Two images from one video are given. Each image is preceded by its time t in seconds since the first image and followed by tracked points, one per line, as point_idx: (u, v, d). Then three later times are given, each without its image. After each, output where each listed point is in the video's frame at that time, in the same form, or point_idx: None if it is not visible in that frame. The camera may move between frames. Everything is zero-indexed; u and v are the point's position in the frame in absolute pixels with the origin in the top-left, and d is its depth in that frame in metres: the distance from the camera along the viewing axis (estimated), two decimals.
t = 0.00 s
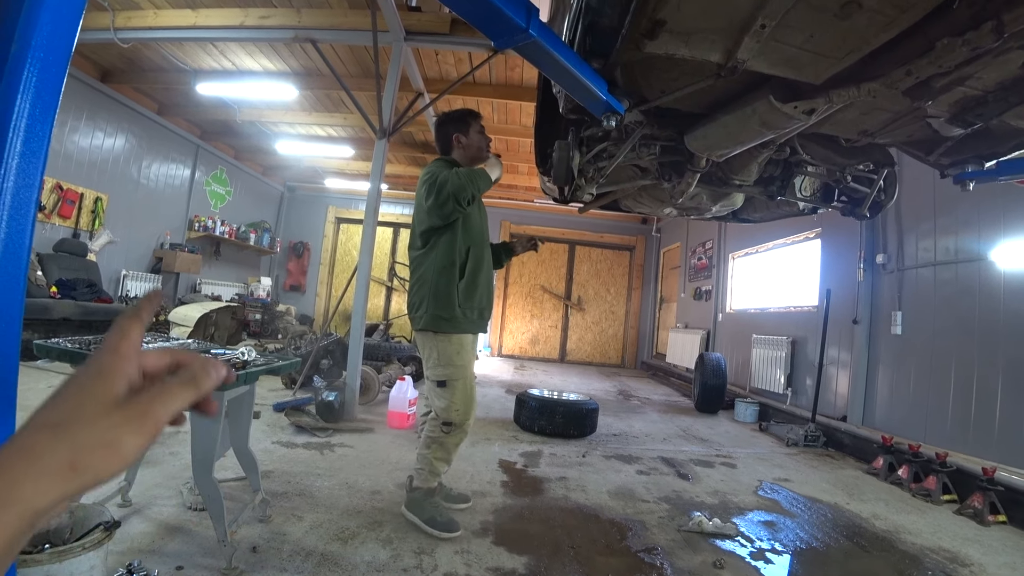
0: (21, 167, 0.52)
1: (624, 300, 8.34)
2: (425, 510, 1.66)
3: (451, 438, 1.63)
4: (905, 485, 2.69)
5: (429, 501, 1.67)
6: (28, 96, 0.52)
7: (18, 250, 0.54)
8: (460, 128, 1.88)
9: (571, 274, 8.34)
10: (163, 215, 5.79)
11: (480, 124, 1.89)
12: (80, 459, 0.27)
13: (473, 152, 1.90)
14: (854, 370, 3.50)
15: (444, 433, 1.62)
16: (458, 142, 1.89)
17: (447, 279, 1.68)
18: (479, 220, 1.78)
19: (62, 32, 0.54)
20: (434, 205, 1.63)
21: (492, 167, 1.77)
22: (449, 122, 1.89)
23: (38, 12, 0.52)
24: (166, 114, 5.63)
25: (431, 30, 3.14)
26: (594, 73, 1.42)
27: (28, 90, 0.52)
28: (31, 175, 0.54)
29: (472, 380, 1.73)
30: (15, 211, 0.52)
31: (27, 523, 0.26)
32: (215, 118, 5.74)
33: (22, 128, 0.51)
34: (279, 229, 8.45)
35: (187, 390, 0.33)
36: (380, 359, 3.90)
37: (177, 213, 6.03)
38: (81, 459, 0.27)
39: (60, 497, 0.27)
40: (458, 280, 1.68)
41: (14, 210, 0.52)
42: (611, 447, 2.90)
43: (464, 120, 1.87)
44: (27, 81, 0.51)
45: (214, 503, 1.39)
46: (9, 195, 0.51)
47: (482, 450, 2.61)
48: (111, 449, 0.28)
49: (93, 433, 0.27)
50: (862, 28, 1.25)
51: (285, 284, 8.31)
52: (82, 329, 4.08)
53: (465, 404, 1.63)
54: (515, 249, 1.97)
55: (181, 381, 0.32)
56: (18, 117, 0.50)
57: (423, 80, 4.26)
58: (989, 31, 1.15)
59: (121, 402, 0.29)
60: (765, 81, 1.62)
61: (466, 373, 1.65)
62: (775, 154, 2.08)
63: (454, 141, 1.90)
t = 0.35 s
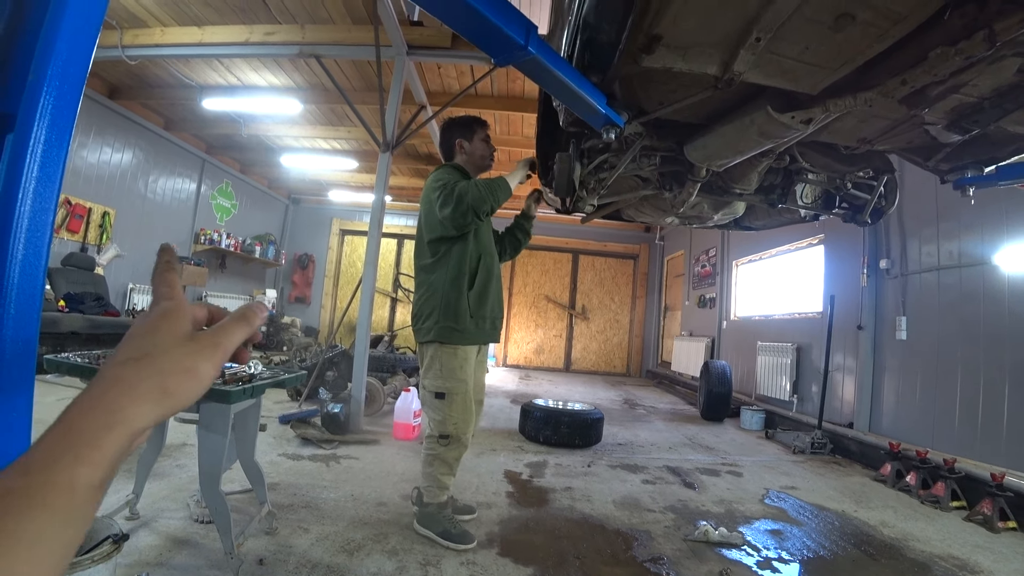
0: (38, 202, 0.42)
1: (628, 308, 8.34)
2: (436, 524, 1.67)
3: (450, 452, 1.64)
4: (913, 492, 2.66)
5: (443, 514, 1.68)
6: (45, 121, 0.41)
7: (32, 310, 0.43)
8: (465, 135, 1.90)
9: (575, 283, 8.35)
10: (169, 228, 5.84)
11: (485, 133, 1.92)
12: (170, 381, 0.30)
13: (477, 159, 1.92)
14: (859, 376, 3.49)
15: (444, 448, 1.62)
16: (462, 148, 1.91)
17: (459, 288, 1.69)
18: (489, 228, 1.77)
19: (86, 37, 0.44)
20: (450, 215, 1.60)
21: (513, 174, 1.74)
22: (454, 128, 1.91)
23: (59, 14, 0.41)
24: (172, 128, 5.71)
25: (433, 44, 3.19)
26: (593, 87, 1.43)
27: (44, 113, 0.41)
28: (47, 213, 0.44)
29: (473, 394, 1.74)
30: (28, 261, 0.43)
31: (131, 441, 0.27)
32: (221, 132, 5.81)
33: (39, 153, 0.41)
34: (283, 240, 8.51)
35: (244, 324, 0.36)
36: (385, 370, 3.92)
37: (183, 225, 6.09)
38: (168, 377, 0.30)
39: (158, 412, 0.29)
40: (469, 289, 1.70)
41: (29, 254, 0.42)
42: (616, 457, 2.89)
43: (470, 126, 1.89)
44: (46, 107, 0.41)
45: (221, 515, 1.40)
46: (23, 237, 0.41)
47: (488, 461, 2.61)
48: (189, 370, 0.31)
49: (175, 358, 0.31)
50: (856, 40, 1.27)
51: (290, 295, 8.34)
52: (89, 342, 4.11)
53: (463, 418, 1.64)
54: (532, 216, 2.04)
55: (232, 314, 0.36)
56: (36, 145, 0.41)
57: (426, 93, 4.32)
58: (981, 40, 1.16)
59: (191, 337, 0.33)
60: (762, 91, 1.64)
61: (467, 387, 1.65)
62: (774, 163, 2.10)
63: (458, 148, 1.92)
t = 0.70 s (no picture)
0: (34, 227, 0.46)
1: (630, 315, 8.34)
2: (440, 536, 1.66)
3: (446, 465, 1.63)
4: (922, 491, 2.64)
5: (446, 526, 1.67)
6: (40, 147, 0.46)
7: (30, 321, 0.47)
8: (461, 145, 1.91)
9: (576, 290, 8.35)
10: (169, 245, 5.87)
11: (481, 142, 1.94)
12: (244, 423, 0.35)
13: (473, 168, 1.93)
14: (862, 376, 3.48)
15: (439, 460, 1.62)
16: (457, 157, 1.91)
17: (470, 301, 1.68)
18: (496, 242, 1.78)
19: (77, 70, 0.48)
20: (472, 223, 1.58)
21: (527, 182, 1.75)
22: (450, 138, 1.92)
23: (50, 47, 0.45)
24: (171, 147, 5.76)
25: (428, 57, 3.23)
26: (583, 96, 1.45)
27: (39, 139, 0.46)
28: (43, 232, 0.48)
29: (472, 410, 1.74)
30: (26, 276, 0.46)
31: (198, 475, 0.33)
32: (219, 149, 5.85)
33: (34, 177, 0.46)
34: (284, 255, 8.54)
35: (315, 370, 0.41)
36: (388, 383, 3.93)
37: (183, 243, 6.11)
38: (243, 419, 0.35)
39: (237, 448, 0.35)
40: (479, 302, 1.69)
41: (27, 275, 0.46)
42: (621, 464, 2.88)
43: (465, 136, 1.91)
44: (40, 131, 0.45)
45: (224, 533, 1.40)
46: (23, 258, 0.45)
47: (492, 472, 2.60)
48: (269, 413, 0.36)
49: (253, 404, 0.36)
50: (842, 42, 1.28)
51: (292, 310, 8.36)
52: (91, 362, 4.12)
53: (462, 433, 1.63)
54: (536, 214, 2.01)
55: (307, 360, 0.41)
56: (31, 169, 0.45)
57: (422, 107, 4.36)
58: (966, 37, 1.17)
59: (271, 380, 0.38)
60: (752, 95, 1.65)
61: (468, 403, 1.65)
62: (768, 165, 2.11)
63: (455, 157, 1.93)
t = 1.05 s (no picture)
0: (31, 228, 0.50)
1: (630, 317, 8.34)
2: (440, 540, 1.65)
3: (448, 470, 1.62)
4: (925, 491, 2.63)
5: (447, 530, 1.67)
6: (36, 151, 0.50)
7: (29, 312, 0.51)
8: (462, 146, 1.92)
9: (576, 293, 8.35)
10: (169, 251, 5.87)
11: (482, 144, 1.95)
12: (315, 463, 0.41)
13: (474, 171, 1.94)
14: (864, 375, 3.49)
15: (440, 465, 1.61)
16: (460, 159, 1.92)
17: (476, 301, 1.68)
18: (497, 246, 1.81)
19: (71, 80, 0.53)
20: (486, 221, 1.59)
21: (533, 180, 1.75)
22: (451, 140, 1.92)
23: (45, 59, 0.50)
24: (170, 153, 5.77)
25: (426, 61, 3.24)
26: (581, 98, 1.45)
27: (36, 144, 0.50)
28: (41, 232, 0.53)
29: (472, 415, 1.73)
30: (24, 272, 0.50)
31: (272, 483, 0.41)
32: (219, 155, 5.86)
33: (31, 181, 0.50)
34: (284, 260, 8.55)
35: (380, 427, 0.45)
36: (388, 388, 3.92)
37: (182, 249, 6.11)
38: (335, 444, 0.40)
39: (335, 467, 0.42)
40: (483, 303, 1.69)
41: (25, 275, 0.50)
42: (622, 467, 2.87)
43: (467, 138, 1.91)
44: (37, 137, 0.50)
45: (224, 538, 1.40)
46: (21, 258, 0.50)
47: (493, 475, 2.60)
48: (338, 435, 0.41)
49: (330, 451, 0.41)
50: (839, 41, 1.29)
51: (292, 315, 8.36)
52: (91, 368, 4.12)
53: (463, 438, 1.63)
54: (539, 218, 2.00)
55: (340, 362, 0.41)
56: (27, 172, 0.49)
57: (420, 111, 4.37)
58: (962, 35, 1.18)
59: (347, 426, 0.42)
60: (750, 96, 1.66)
61: (469, 407, 1.65)
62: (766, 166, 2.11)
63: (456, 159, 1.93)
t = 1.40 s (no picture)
0: (37, 224, 0.54)
1: (634, 319, 8.33)
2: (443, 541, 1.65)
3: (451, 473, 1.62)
4: (930, 495, 2.62)
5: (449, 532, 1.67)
6: (44, 151, 0.54)
7: (36, 302, 0.56)
8: (467, 147, 1.92)
9: (579, 295, 8.34)
10: (173, 251, 5.89)
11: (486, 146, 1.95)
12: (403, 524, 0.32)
13: (478, 172, 1.94)
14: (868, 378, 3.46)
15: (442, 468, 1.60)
16: (464, 160, 1.92)
17: (480, 303, 1.68)
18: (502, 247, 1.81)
19: (77, 83, 0.57)
20: (492, 222, 1.59)
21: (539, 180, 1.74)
22: (455, 141, 1.93)
23: (52, 66, 0.54)
24: (175, 154, 5.80)
25: (430, 63, 3.25)
26: (586, 99, 1.45)
27: (42, 144, 0.54)
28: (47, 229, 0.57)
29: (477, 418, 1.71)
30: (30, 266, 0.55)
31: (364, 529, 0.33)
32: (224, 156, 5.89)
33: (38, 181, 0.54)
34: (288, 260, 8.57)
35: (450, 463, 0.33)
36: (391, 388, 3.93)
37: (187, 249, 6.14)
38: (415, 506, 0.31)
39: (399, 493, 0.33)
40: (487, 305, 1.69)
41: (30, 270, 0.54)
42: (625, 468, 2.86)
43: (472, 140, 1.92)
44: (43, 137, 0.54)
45: (227, 537, 1.40)
46: (26, 255, 0.54)
47: (496, 476, 2.60)
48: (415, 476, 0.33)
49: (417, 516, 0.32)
50: (845, 43, 1.28)
51: (296, 315, 8.39)
52: (97, 367, 4.14)
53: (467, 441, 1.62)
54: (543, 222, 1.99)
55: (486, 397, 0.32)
56: (34, 173, 0.53)
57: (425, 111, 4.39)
58: (969, 37, 1.17)
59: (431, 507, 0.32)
60: (755, 97, 1.65)
61: (473, 410, 1.64)
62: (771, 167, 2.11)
63: (460, 160, 1.94)
